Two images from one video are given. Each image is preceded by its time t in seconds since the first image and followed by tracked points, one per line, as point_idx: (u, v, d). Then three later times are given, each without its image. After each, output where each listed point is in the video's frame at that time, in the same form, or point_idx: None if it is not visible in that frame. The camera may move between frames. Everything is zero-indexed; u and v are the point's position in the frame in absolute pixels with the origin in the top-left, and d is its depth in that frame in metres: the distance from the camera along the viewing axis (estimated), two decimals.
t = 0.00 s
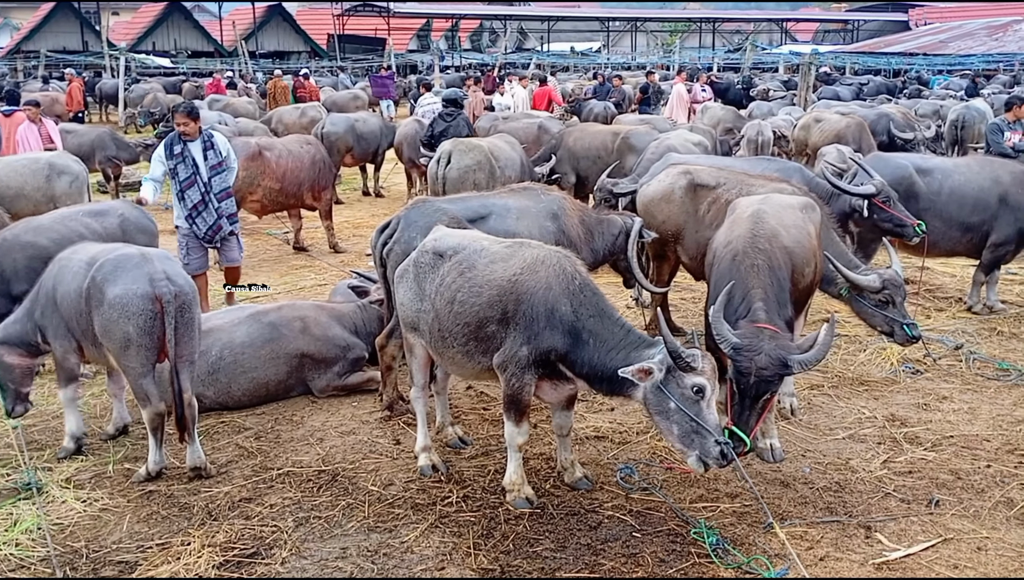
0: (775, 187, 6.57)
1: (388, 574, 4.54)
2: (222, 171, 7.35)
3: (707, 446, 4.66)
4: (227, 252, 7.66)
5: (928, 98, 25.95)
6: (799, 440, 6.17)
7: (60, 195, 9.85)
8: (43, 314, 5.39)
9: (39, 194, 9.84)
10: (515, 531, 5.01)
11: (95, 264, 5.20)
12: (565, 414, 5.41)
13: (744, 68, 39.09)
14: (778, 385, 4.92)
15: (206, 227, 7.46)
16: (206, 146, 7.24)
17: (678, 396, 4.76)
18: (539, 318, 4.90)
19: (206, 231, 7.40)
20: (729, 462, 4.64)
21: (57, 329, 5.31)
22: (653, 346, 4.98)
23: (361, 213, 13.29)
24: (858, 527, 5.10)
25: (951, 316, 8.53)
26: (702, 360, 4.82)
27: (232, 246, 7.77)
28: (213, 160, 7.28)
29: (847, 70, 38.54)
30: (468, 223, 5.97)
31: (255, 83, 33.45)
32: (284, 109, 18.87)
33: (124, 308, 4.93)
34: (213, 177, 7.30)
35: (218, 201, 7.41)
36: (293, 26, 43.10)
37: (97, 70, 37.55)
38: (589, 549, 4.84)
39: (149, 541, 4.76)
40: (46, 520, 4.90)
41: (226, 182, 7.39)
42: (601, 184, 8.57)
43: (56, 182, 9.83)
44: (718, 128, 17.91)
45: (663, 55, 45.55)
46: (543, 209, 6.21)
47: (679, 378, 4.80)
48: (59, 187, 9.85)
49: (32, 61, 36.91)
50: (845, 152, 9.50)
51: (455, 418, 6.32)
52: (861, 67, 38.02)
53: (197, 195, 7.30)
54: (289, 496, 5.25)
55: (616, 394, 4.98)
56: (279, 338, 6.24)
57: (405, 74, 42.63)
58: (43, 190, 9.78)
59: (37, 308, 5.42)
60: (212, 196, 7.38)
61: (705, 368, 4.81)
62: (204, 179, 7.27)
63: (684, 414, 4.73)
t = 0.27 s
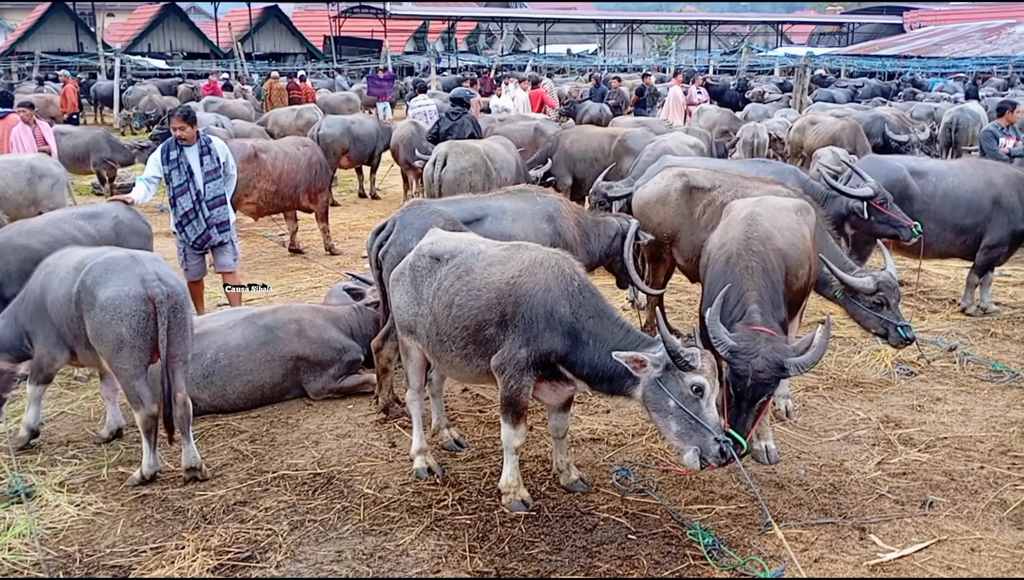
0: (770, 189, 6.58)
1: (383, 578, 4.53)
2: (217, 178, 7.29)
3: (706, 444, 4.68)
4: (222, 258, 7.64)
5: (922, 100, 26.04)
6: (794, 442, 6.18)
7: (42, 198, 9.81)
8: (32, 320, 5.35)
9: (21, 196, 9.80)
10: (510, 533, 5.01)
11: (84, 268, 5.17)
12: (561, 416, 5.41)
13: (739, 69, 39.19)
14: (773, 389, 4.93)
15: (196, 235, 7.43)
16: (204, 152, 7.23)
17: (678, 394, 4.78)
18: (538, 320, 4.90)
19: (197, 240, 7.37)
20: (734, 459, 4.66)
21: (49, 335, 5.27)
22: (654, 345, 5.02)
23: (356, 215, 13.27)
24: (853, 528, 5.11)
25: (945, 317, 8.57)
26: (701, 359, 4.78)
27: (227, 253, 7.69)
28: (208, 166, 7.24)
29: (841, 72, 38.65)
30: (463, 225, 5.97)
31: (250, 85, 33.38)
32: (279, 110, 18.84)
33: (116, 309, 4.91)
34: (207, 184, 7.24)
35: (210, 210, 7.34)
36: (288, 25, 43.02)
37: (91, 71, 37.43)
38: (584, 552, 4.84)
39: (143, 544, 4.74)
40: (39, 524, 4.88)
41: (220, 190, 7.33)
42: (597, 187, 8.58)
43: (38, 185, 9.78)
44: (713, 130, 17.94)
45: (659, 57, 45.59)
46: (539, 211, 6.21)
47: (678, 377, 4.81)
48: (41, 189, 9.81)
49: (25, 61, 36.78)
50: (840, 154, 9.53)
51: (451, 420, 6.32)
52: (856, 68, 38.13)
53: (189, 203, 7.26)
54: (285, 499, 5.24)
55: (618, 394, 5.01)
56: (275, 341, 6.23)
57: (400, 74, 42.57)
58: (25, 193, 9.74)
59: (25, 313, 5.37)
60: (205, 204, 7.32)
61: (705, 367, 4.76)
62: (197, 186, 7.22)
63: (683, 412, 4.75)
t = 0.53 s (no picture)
0: (766, 191, 6.58)
1: None
2: (219, 186, 7.28)
3: (699, 446, 4.66)
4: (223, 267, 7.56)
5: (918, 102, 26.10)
6: (791, 443, 6.18)
7: (24, 200, 9.82)
8: (11, 324, 5.29)
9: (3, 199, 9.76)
10: (507, 536, 4.99)
11: (70, 270, 5.17)
12: (559, 418, 5.41)
13: (735, 72, 39.24)
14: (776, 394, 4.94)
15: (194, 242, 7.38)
16: (209, 158, 7.20)
17: (673, 396, 4.77)
18: (537, 322, 4.90)
19: (194, 247, 7.32)
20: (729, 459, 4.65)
21: (31, 338, 5.23)
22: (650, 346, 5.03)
23: (353, 217, 13.27)
24: (850, 530, 5.11)
25: (942, 319, 8.57)
26: (695, 362, 4.73)
27: (227, 262, 7.57)
28: (212, 173, 7.23)
29: (838, 74, 38.72)
30: (459, 226, 5.97)
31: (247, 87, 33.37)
32: (276, 113, 18.83)
33: (108, 309, 4.92)
34: (209, 192, 7.24)
35: (210, 218, 7.31)
36: (285, 28, 43.07)
37: (88, 74, 37.38)
38: (581, 554, 4.83)
39: (139, 547, 4.72)
40: (34, 527, 4.86)
41: (221, 199, 7.31)
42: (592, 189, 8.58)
43: (20, 188, 9.77)
44: (710, 132, 17.95)
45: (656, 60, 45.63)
46: (535, 213, 6.21)
47: (673, 379, 4.78)
48: (23, 192, 9.81)
49: (22, 64, 36.74)
50: (836, 155, 9.54)
51: (448, 422, 6.31)
52: (852, 71, 38.21)
53: (189, 209, 7.24)
54: (281, 501, 5.22)
55: (618, 394, 5.01)
56: (271, 343, 6.22)
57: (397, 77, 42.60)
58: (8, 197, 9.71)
59: (2, 317, 5.31)
60: (205, 211, 7.30)
61: (699, 370, 4.71)
62: (198, 193, 7.21)
63: (677, 414, 4.74)
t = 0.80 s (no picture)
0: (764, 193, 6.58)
1: None
2: (224, 186, 7.26)
3: (693, 453, 4.64)
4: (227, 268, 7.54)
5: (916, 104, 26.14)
6: (789, 445, 6.17)
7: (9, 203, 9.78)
8: None
9: None
10: (506, 537, 4.99)
11: (55, 271, 5.15)
12: (558, 419, 5.40)
13: (734, 74, 39.26)
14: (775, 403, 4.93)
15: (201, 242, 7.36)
16: (215, 158, 7.21)
17: (667, 402, 4.76)
18: (536, 322, 4.90)
19: (200, 246, 7.30)
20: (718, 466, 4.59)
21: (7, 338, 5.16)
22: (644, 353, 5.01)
23: (352, 219, 13.26)
24: (849, 532, 5.10)
25: (940, 320, 8.57)
26: (689, 368, 4.69)
27: (232, 265, 7.55)
28: (217, 173, 7.22)
29: (836, 76, 38.77)
30: (457, 227, 5.97)
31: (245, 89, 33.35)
32: (274, 114, 18.83)
33: (103, 308, 4.96)
34: (214, 192, 7.22)
35: (215, 218, 7.29)
36: (284, 30, 43.08)
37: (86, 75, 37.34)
38: (580, 556, 4.82)
39: (137, 549, 4.71)
40: (33, 528, 4.85)
41: (226, 199, 7.29)
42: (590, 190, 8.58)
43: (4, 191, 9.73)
44: (708, 133, 17.97)
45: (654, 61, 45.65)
46: (534, 214, 6.21)
47: (667, 385, 4.76)
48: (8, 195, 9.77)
49: (20, 65, 36.69)
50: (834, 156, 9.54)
51: (447, 424, 6.30)
52: (850, 73, 38.25)
53: (195, 208, 7.21)
54: (279, 503, 5.21)
55: (614, 397, 5.01)
56: (269, 344, 6.22)
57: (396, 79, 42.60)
58: None
59: None
60: (211, 212, 7.28)
61: (693, 377, 4.67)
62: (204, 193, 7.19)
63: (671, 420, 4.72)
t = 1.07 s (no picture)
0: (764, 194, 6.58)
1: None
2: (221, 190, 7.25)
3: (688, 460, 4.63)
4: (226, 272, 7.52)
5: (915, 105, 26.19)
6: (789, 446, 6.17)
7: None
8: None
9: None
10: (505, 538, 4.98)
11: (49, 271, 5.15)
12: (558, 420, 5.40)
13: (734, 75, 39.30)
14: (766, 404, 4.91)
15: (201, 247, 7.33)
16: (210, 162, 7.18)
17: (663, 408, 4.75)
18: (535, 323, 4.90)
19: (200, 251, 7.29)
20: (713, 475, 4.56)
21: None
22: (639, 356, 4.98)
23: (351, 220, 13.26)
24: (849, 533, 5.10)
25: (940, 321, 8.58)
26: (684, 376, 4.68)
27: (233, 269, 7.58)
28: (214, 178, 7.20)
29: (835, 78, 38.83)
30: (457, 228, 5.97)
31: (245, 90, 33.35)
32: (274, 115, 18.82)
33: (102, 307, 4.99)
34: (212, 196, 7.22)
35: (214, 223, 7.28)
36: (283, 32, 43.09)
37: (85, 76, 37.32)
38: (580, 557, 4.81)
39: (136, 550, 4.70)
40: (32, 530, 4.84)
41: (224, 203, 7.27)
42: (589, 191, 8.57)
43: None
44: (708, 134, 17.99)
45: (653, 63, 45.69)
46: (533, 215, 6.20)
47: (662, 391, 4.76)
48: None
49: (20, 66, 36.67)
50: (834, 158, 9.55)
51: (447, 425, 6.30)
52: (849, 74, 38.30)
53: (194, 213, 7.22)
54: (278, 504, 5.20)
55: (611, 399, 4.99)
56: (269, 345, 6.21)
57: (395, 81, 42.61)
58: None
59: None
60: (209, 216, 7.28)
61: (688, 384, 4.67)
62: (202, 197, 7.21)
63: (668, 427, 4.72)
